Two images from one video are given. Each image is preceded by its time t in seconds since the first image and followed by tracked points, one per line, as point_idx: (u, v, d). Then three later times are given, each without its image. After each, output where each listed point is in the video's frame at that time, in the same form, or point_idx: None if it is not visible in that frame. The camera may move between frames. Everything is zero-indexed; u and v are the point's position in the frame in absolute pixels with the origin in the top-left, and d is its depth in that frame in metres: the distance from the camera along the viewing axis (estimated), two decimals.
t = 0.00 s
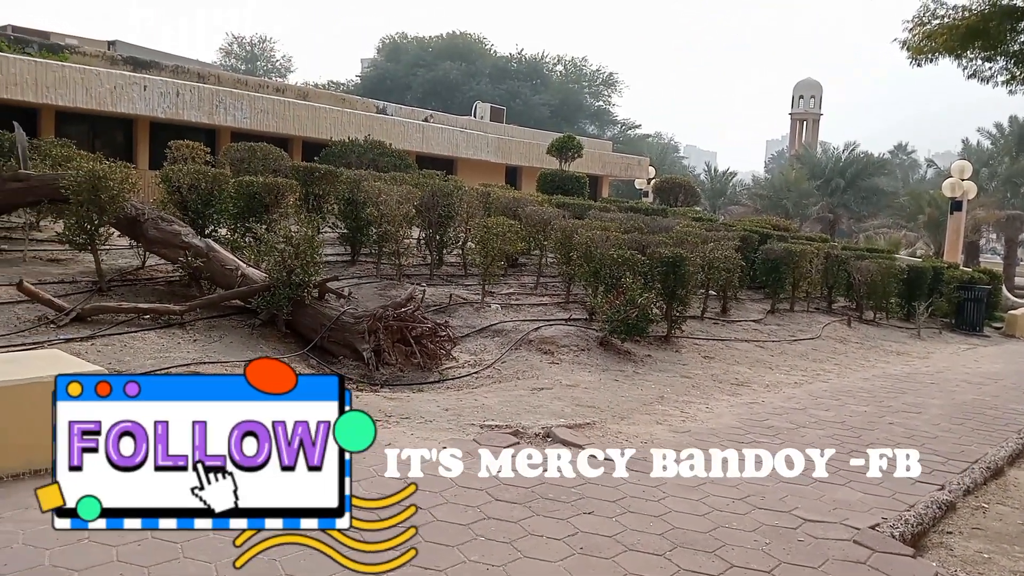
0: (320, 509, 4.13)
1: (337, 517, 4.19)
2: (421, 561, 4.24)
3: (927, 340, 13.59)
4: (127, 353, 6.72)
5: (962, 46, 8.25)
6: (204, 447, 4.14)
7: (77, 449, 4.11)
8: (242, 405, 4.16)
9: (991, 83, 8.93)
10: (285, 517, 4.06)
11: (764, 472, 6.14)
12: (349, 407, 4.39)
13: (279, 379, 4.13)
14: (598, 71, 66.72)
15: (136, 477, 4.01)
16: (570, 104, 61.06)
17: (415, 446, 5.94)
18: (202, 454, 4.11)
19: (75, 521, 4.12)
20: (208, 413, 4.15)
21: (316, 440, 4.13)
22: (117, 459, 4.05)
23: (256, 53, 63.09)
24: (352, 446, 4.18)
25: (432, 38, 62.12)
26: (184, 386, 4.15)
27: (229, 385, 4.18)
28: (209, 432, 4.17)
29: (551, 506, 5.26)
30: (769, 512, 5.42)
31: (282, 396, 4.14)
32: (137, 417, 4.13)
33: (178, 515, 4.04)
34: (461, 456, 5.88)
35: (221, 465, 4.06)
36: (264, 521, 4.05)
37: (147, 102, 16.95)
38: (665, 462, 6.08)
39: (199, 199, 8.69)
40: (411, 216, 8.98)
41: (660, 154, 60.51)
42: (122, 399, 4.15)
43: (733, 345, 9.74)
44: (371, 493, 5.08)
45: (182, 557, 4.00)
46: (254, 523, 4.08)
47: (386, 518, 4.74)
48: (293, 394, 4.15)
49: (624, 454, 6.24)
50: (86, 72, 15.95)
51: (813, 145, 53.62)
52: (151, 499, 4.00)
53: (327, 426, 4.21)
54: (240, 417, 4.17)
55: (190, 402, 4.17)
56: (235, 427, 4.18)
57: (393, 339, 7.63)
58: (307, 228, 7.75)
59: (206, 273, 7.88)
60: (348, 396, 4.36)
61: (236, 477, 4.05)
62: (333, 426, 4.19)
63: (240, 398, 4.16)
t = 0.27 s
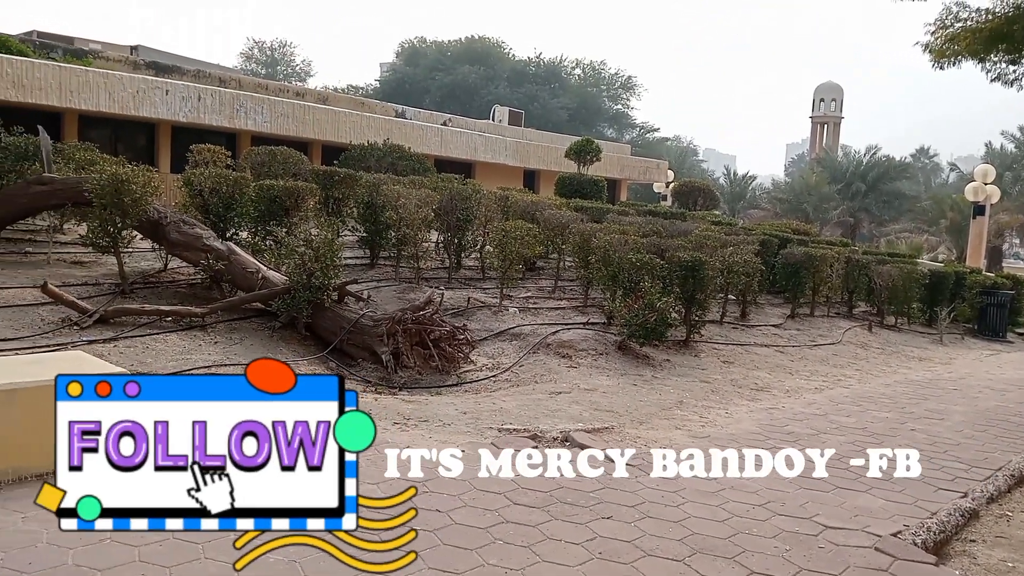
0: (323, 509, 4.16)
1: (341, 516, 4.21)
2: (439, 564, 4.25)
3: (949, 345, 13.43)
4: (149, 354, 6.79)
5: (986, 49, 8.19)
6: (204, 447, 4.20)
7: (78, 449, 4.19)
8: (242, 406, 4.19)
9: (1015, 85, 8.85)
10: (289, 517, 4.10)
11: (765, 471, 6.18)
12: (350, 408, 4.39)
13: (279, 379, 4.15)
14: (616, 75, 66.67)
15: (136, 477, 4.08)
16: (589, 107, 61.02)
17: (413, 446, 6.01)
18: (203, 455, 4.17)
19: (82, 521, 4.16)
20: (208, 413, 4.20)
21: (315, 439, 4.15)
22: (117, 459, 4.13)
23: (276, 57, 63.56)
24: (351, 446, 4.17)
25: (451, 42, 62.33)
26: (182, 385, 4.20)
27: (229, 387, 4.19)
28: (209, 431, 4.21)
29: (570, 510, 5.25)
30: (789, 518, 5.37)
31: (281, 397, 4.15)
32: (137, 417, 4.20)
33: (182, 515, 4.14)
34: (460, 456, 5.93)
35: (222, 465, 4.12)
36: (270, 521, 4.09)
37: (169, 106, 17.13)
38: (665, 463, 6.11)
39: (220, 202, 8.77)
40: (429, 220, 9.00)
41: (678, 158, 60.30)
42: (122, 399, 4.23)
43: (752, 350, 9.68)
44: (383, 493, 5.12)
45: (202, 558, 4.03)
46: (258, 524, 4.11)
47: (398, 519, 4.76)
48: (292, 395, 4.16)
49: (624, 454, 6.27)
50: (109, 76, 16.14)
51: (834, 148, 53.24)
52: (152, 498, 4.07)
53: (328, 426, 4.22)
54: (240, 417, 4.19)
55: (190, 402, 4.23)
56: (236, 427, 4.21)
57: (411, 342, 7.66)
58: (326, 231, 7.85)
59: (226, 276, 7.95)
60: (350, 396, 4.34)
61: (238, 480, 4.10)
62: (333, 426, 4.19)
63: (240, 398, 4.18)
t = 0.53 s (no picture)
0: (320, 509, 4.49)
1: (337, 517, 4.53)
2: (457, 571, 4.25)
3: (972, 353, 13.27)
4: (170, 360, 6.86)
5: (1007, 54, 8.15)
6: (203, 447, 4.52)
7: (79, 450, 4.48)
8: (242, 405, 4.57)
9: None
10: (287, 516, 4.41)
11: (765, 472, 6.27)
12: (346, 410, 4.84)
13: (279, 381, 4.55)
14: (634, 82, 66.61)
15: (136, 476, 4.39)
16: (606, 114, 60.98)
17: (413, 447, 6.12)
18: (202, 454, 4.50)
19: (80, 521, 4.33)
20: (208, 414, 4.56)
21: (316, 440, 4.55)
22: (117, 459, 4.42)
23: (296, 66, 64.02)
24: (352, 446, 4.63)
25: (468, 50, 62.53)
26: (183, 386, 4.54)
27: (229, 388, 4.58)
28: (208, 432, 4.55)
29: (588, 518, 5.23)
30: (809, 527, 5.33)
31: (281, 397, 4.57)
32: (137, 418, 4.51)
33: (179, 515, 4.36)
34: (459, 456, 6.05)
35: (221, 464, 4.46)
36: (267, 521, 4.38)
37: (190, 115, 17.31)
38: (665, 462, 6.21)
39: (241, 211, 8.85)
40: (447, 227, 9.02)
41: (696, 164, 60.02)
42: (122, 399, 4.52)
43: (771, 357, 9.62)
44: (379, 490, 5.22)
45: (222, 563, 4.05)
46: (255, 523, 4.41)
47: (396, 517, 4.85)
48: (292, 396, 4.58)
49: (624, 454, 6.38)
50: (131, 86, 16.33)
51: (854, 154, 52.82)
52: (153, 496, 4.35)
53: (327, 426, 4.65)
54: (241, 417, 4.56)
55: (191, 404, 4.58)
56: (236, 428, 4.56)
57: (429, 349, 7.68)
58: (345, 238, 7.90)
59: (246, 283, 8.01)
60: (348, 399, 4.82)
61: (240, 479, 4.45)
62: (333, 426, 4.62)
63: (240, 399, 4.56)
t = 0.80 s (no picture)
0: (322, 509, 4.46)
1: (339, 517, 4.50)
2: None
3: (996, 361, 13.11)
4: (191, 363, 6.92)
5: None
6: (203, 447, 4.42)
7: (79, 450, 4.42)
8: (243, 405, 4.48)
9: None
10: (289, 517, 4.39)
11: (765, 471, 6.36)
12: (346, 410, 4.77)
13: (280, 380, 4.47)
14: (653, 87, 66.56)
15: (137, 476, 4.33)
16: (625, 119, 60.97)
17: (413, 446, 6.19)
18: (201, 456, 4.40)
19: (80, 521, 4.34)
20: (209, 414, 4.47)
21: (316, 440, 4.48)
22: (118, 458, 4.37)
23: (316, 72, 64.46)
24: (352, 446, 4.55)
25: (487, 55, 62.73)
26: (183, 386, 4.47)
27: (230, 387, 4.50)
28: (209, 432, 4.46)
29: (606, 524, 5.21)
30: (831, 535, 5.28)
31: (281, 396, 4.48)
32: (137, 418, 4.43)
33: (181, 515, 4.29)
34: (459, 456, 6.09)
35: (221, 464, 4.35)
36: (268, 521, 4.35)
37: (213, 120, 17.47)
38: (665, 463, 6.26)
39: (263, 215, 8.97)
40: (465, 232, 9.06)
41: (716, 170, 59.83)
42: (122, 399, 4.46)
43: (792, 364, 9.56)
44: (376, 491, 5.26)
45: (243, 565, 4.08)
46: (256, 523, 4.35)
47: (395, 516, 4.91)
48: (292, 395, 4.49)
49: (624, 454, 6.42)
50: (155, 91, 16.51)
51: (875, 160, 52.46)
52: (154, 497, 4.30)
53: (327, 426, 4.58)
54: (241, 417, 4.48)
55: (191, 404, 4.49)
56: (237, 428, 4.48)
57: (448, 353, 7.71)
58: (365, 243, 8.02)
59: (267, 288, 8.08)
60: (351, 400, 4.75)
61: (239, 480, 4.34)
62: (333, 426, 4.55)
63: (241, 399, 4.48)
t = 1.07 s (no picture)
0: (322, 510, 4.40)
1: (339, 517, 4.44)
2: None
3: None
4: (216, 364, 6.99)
5: None
6: (203, 447, 4.39)
7: (80, 450, 4.44)
8: (243, 405, 4.44)
9: None
10: (288, 517, 4.31)
11: (765, 471, 6.37)
12: (348, 409, 4.68)
13: (279, 379, 4.41)
14: (674, 90, 66.44)
15: (136, 476, 4.32)
16: (647, 122, 60.92)
17: (413, 446, 6.23)
18: (201, 457, 4.36)
19: (81, 521, 4.36)
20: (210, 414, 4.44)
21: (316, 440, 4.41)
22: (118, 459, 4.37)
23: (339, 76, 64.86)
24: (351, 446, 4.46)
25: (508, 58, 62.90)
26: (184, 386, 4.46)
27: (230, 387, 4.47)
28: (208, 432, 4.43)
29: (630, 528, 5.19)
30: (857, 542, 5.23)
31: (281, 396, 4.42)
32: (138, 418, 4.43)
33: (179, 515, 4.26)
34: (460, 457, 6.17)
35: (221, 464, 4.31)
36: (268, 521, 4.28)
37: (238, 124, 17.64)
38: (666, 463, 6.28)
39: (287, 218, 9.00)
40: (487, 235, 9.09)
41: (739, 173, 59.59)
42: (122, 399, 4.46)
43: (816, 369, 9.50)
44: (380, 493, 5.25)
45: (269, 565, 4.13)
46: (256, 524, 4.28)
47: (398, 517, 4.91)
48: (292, 395, 4.43)
49: (625, 454, 6.43)
50: (180, 95, 16.66)
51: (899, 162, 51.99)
52: (152, 496, 4.26)
53: (328, 426, 4.50)
54: (241, 417, 4.44)
55: (193, 404, 4.48)
56: (237, 428, 4.44)
57: (470, 356, 7.71)
58: (388, 245, 8.04)
59: (291, 290, 8.14)
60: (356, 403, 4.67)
61: (239, 480, 4.29)
62: (333, 426, 4.47)
63: (241, 398, 4.44)
